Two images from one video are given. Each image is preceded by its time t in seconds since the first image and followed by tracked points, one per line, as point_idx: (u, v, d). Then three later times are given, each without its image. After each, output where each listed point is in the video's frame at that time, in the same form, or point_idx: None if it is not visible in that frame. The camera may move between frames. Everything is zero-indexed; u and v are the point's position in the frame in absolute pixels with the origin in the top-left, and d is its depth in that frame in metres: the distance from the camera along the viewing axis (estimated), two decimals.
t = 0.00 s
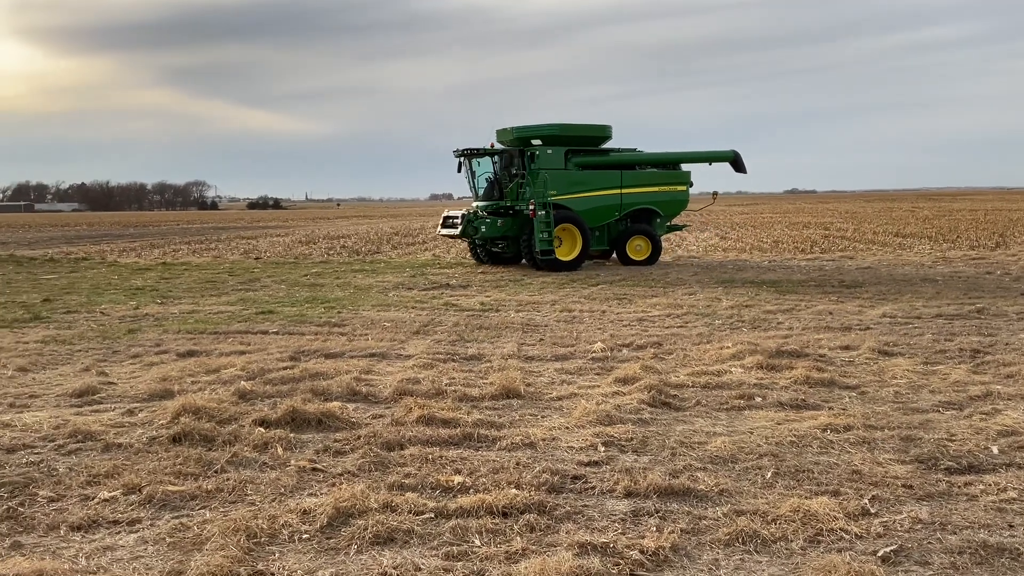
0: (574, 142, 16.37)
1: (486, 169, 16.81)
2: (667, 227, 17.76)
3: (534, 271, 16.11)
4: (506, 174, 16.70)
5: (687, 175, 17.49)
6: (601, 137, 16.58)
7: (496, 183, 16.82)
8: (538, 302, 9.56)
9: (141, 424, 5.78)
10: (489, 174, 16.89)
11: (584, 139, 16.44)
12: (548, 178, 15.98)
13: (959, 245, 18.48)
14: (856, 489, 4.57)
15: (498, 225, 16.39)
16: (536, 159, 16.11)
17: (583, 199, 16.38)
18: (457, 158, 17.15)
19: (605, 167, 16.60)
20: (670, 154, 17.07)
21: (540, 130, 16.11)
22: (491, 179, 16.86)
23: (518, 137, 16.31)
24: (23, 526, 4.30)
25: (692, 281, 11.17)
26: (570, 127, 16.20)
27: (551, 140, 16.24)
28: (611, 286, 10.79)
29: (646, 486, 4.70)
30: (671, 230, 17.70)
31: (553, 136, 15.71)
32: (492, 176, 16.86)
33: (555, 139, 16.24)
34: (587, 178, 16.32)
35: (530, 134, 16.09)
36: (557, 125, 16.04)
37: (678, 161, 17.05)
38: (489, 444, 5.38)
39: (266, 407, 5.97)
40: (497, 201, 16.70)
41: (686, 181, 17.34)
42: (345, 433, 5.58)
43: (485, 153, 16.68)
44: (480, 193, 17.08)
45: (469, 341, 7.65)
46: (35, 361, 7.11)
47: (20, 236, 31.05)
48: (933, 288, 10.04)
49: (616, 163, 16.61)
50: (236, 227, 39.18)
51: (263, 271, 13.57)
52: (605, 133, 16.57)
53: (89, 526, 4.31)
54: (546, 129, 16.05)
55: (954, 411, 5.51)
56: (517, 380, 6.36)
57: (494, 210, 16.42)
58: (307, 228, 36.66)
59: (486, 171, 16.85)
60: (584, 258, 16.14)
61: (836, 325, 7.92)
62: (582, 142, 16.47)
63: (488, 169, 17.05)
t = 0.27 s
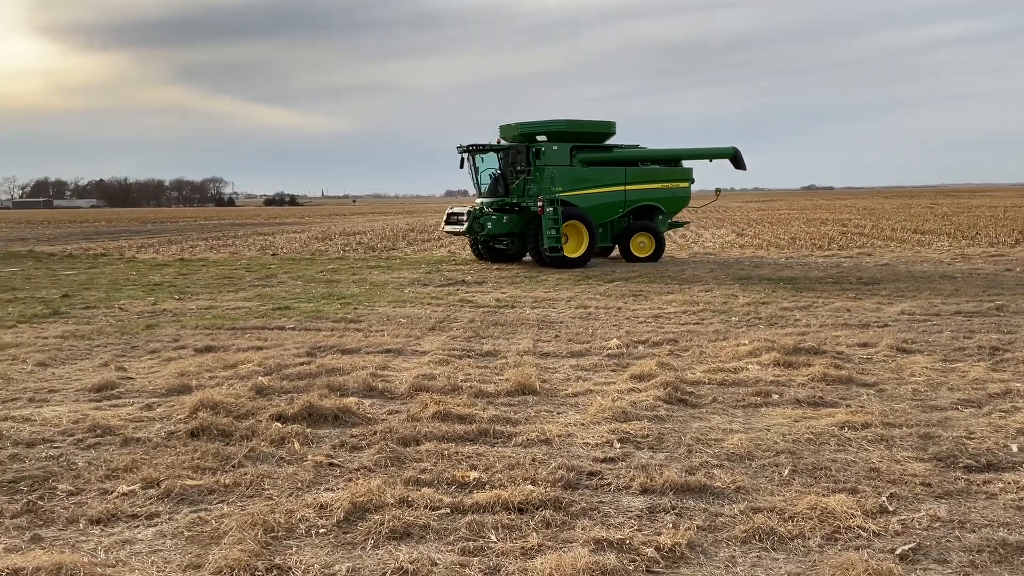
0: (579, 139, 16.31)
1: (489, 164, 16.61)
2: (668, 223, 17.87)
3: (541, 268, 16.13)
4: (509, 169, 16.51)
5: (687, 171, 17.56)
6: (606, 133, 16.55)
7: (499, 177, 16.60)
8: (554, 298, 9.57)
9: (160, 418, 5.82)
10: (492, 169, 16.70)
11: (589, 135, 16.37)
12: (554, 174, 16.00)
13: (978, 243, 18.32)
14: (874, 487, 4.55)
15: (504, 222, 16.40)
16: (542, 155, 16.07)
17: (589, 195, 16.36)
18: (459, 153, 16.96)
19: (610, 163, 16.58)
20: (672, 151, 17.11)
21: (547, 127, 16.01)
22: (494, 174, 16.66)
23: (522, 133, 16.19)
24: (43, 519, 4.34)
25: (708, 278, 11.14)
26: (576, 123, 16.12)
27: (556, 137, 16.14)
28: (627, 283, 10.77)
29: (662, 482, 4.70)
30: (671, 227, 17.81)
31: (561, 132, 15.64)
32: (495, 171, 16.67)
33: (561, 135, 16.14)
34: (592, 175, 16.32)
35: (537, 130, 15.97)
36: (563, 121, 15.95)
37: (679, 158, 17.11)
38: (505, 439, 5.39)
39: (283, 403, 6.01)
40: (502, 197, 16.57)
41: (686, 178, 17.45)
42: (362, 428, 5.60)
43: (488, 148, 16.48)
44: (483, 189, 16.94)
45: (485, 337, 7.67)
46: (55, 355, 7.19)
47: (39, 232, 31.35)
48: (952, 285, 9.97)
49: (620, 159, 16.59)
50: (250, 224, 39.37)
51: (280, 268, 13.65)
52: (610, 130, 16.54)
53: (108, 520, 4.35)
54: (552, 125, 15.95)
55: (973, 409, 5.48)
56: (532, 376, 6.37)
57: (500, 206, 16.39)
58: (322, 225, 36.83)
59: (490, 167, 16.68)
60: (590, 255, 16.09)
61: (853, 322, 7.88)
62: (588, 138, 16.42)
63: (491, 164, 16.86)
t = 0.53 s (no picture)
0: (581, 136, 16.38)
1: (491, 161, 16.47)
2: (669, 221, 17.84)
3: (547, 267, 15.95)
4: (512, 167, 16.38)
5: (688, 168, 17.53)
6: (607, 131, 16.61)
7: (501, 175, 16.48)
8: (567, 296, 9.57)
9: (175, 414, 5.86)
10: (494, 166, 16.58)
11: (591, 133, 16.45)
12: (558, 172, 16.07)
13: (994, 240, 18.15)
14: (890, 485, 4.52)
15: (508, 220, 16.15)
16: (545, 153, 16.10)
17: (592, 192, 16.38)
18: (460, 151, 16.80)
19: (611, 160, 16.61)
20: (671, 148, 17.11)
21: (549, 124, 16.12)
22: (496, 172, 16.54)
23: (525, 130, 16.26)
24: (59, 514, 4.38)
25: (723, 275, 11.10)
26: (578, 121, 16.20)
27: (559, 134, 16.27)
28: (641, 280, 10.76)
29: (676, 480, 4.69)
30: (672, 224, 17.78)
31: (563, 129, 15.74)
32: (497, 169, 16.54)
33: (564, 132, 16.26)
34: (595, 172, 16.34)
35: (539, 127, 16.08)
36: (566, 119, 16.07)
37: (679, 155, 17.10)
38: (518, 436, 5.40)
39: (298, 399, 6.04)
40: (504, 195, 16.35)
41: (687, 175, 17.43)
42: (376, 425, 5.62)
43: (490, 146, 16.30)
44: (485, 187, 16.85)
45: (499, 334, 7.69)
46: (71, 351, 7.25)
47: (55, 229, 31.62)
48: (969, 282, 9.90)
49: (622, 156, 16.62)
50: (263, 221, 39.49)
51: (294, 264, 13.71)
52: (611, 127, 16.59)
53: (124, 515, 4.39)
54: (556, 122, 16.08)
55: (990, 407, 5.44)
56: (546, 373, 6.38)
57: (504, 204, 16.14)
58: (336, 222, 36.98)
59: (491, 164, 16.54)
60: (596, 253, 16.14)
61: (869, 319, 7.85)
62: (589, 135, 16.49)
63: (492, 161, 16.73)
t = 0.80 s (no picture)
0: (582, 133, 16.41)
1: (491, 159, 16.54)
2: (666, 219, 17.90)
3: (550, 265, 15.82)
4: (512, 165, 16.43)
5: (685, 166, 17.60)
6: (606, 128, 16.65)
7: (501, 172, 16.52)
8: (579, 293, 9.57)
9: (188, 411, 5.90)
10: (494, 163, 16.61)
11: (591, 130, 16.49)
12: (560, 170, 15.95)
13: (1009, 237, 18.00)
14: (903, 484, 4.50)
15: (511, 218, 15.97)
16: (547, 150, 15.92)
17: (594, 190, 16.38)
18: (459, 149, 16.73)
19: (611, 158, 16.65)
20: (668, 145, 17.18)
21: (551, 121, 16.11)
22: (496, 170, 16.56)
23: (527, 128, 16.22)
24: (74, 510, 4.42)
25: (735, 273, 11.07)
26: (579, 118, 16.20)
27: (561, 131, 16.24)
28: (653, 278, 10.74)
29: (688, 479, 4.68)
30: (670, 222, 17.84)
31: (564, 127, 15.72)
32: (497, 166, 16.56)
33: (566, 129, 16.24)
34: (596, 169, 16.34)
35: (541, 124, 16.09)
36: (569, 115, 16.06)
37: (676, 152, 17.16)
38: (530, 434, 5.41)
39: (310, 396, 6.07)
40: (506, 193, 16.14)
41: (684, 173, 17.50)
42: (387, 422, 5.64)
43: (489, 143, 16.29)
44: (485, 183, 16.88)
45: (510, 332, 7.69)
46: (85, 349, 7.31)
47: (70, 228, 31.85)
48: (984, 280, 9.83)
49: (620, 154, 16.67)
50: (274, 218, 39.61)
51: (306, 262, 13.76)
52: (610, 125, 16.64)
53: (137, 511, 4.42)
54: (559, 119, 16.06)
55: (1005, 406, 5.41)
56: (557, 370, 6.39)
57: (506, 202, 15.94)
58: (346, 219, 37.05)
59: (492, 161, 16.59)
60: (599, 250, 16.17)
61: (883, 318, 7.82)
62: (589, 133, 16.53)
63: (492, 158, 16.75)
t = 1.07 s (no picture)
0: (581, 131, 16.45)
1: (489, 157, 16.38)
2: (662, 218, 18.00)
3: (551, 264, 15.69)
4: (510, 162, 16.30)
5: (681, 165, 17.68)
6: (605, 126, 16.70)
7: (498, 170, 16.42)
8: (588, 292, 9.56)
9: (199, 409, 5.93)
10: (491, 161, 16.45)
11: (591, 128, 16.53)
12: (560, 168, 15.99)
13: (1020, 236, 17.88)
14: (914, 483, 4.49)
15: (512, 216, 15.90)
16: (547, 148, 15.92)
17: (593, 188, 16.41)
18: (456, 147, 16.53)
19: (609, 157, 16.70)
20: (665, 145, 17.26)
21: (551, 119, 16.13)
22: (494, 167, 16.42)
23: (527, 125, 16.24)
24: (85, 508, 4.45)
25: (745, 271, 11.04)
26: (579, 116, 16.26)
27: (561, 129, 16.29)
28: (662, 277, 10.72)
29: (697, 477, 4.68)
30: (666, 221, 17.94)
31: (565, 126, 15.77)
32: (495, 164, 16.41)
33: (566, 127, 16.27)
34: (595, 168, 16.39)
35: (540, 122, 16.12)
36: (570, 113, 16.12)
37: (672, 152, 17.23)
38: (539, 433, 5.41)
39: (320, 395, 6.09)
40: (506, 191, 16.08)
41: (680, 172, 17.59)
42: (397, 420, 5.65)
43: (488, 141, 16.12)
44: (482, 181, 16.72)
45: (520, 330, 7.70)
46: (97, 347, 7.36)
47: (81, 227, 32.04)
48: (996, 278, 9.77)
49: (618, 152, 16.73)
50: (284, 216, 39.72)
51: (316, 261, 13.80)
52: (608, 123, 16.70)
53: (148, 509, 4.45)
54: (560, 118, 16.11)
55: (1017, 405, 5.38)
56: (567, 369, 6.39)
57: (507, 201, 15.88)
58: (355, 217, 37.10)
59: (489, 159, 16.42)
60: (599, 250, 16.18)
61: (894, 316, 7.79)
62: (588, 131, 16.57)
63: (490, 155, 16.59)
